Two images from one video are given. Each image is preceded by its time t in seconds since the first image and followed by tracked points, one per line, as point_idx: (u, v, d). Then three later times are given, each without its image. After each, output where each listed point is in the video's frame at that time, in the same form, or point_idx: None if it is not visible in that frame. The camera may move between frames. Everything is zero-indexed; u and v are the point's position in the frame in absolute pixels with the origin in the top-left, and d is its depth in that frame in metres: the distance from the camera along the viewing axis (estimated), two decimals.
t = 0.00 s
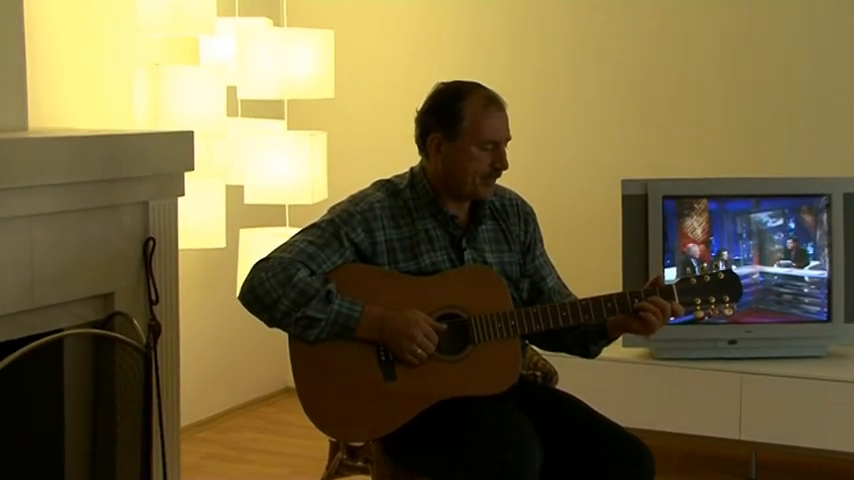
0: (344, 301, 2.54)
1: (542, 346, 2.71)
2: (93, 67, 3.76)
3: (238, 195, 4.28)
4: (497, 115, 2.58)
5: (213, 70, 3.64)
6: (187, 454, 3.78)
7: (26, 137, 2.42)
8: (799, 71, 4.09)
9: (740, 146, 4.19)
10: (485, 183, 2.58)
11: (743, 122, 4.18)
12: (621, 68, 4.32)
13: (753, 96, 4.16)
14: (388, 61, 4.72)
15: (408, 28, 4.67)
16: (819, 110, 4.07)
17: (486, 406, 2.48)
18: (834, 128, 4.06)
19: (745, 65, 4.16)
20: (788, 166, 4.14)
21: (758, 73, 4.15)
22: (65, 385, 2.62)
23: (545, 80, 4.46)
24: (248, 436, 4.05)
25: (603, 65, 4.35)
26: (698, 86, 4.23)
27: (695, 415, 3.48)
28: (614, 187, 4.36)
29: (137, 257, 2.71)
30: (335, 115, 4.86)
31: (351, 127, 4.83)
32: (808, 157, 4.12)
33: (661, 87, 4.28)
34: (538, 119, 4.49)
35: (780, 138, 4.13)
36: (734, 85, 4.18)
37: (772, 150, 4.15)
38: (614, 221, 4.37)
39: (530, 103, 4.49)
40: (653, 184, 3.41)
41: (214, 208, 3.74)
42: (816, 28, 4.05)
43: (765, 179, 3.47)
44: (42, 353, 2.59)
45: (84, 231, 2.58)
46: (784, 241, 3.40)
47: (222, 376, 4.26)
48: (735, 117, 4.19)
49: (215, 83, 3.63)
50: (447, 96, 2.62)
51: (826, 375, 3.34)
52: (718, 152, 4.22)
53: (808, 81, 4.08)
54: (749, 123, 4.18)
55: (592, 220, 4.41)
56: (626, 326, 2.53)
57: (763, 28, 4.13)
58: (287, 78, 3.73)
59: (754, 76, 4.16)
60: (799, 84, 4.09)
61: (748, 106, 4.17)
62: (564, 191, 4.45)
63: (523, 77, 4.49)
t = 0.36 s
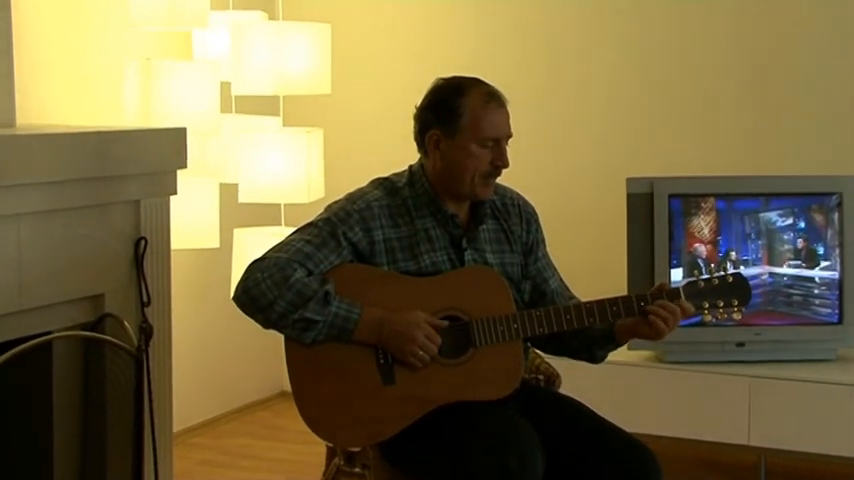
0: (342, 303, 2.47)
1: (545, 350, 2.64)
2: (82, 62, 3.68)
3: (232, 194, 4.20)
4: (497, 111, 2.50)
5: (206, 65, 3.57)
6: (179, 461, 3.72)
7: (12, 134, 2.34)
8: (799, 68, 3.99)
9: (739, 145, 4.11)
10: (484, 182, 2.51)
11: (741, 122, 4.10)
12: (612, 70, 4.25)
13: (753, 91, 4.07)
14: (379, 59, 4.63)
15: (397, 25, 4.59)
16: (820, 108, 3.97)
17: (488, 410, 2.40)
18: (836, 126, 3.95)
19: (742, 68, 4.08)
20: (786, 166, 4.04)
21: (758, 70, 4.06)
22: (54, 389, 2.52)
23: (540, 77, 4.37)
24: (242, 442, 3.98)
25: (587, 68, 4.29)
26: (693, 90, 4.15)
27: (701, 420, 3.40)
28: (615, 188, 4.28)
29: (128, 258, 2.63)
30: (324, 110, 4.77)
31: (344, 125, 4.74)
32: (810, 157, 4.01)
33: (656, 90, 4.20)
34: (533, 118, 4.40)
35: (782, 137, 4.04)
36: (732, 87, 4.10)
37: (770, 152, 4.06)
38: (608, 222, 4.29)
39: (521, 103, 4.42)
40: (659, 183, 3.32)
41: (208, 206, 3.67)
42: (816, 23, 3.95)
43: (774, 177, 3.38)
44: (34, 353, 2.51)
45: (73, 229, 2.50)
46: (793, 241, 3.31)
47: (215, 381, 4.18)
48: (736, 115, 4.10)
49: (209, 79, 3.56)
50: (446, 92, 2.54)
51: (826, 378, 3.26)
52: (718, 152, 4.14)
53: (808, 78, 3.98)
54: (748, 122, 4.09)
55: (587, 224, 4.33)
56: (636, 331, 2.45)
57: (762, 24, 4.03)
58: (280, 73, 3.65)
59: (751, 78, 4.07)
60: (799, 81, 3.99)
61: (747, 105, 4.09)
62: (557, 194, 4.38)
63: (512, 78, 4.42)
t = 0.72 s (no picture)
0: (340, 304, 2.40)
1: (549, 354, 2.56)
2: (68, 54, 3.60)
3: (225, 193, 4.11)
4: (499, 108, 2.42)
5: (201, 60, 3.51)
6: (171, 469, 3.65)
7: None
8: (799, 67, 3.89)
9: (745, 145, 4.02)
10: (484, 183, 2.42)
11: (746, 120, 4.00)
12: (614, 66, 4.13)
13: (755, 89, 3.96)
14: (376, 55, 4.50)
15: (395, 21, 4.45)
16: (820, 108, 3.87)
17: (488, 416, 2.32)
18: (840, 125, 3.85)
19: (743, 61, 3.96)
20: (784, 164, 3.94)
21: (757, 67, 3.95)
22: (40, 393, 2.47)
23: (538, 73, 4.24)
24: (237, 448, 3.90)
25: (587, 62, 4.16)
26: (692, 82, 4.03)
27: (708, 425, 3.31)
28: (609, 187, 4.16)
29: (119, 258, 2.56)
30: (318, 107, 4.63)
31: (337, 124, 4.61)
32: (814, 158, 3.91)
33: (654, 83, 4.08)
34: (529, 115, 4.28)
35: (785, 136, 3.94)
36: (733, 82, 3.98)
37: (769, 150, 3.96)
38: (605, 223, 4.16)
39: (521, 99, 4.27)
40: (665, 181, 3.24)
41: (202, 205, 3.60)
42: (816, 20, 3.85)
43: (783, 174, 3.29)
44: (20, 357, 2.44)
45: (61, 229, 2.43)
46: (803, 242, 3.23)
47: (207, 386, 4.10)
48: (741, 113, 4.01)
49: (205, 74, 3.51)
50: (447, 87, 2.46)
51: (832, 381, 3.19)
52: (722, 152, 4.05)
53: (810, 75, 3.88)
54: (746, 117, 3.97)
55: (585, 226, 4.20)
56: (641, 329, 2.38)
57: (762, 21, 3.93)
58: (278, 68, 3.58)
59: (750, 76, 3.96)
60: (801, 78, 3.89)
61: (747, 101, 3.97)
62: (552, 190, 4.26)
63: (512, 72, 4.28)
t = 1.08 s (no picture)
0: (338, 304, 2.31)
1: (553, 356, 2.48)
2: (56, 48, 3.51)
3: (219, 192, 4.03)
4: (504, 105, 2.34)
5: (194, 55, 3.42)
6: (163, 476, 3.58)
7: None
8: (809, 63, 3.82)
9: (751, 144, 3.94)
10: (487, 181, 2.35)
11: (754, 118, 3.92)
12: (618, 62, 4.05)
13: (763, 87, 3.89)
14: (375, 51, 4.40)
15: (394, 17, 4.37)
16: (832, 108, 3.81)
17: (490, 420, 2.24)
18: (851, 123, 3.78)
19: (752, 57, 3.89)
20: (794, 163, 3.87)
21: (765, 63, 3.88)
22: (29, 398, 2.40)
23: (540, 69, 4.16)
24: (230, 455, 3.83)
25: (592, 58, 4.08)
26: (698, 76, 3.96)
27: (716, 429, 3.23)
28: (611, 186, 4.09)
29: (109, 258, 2.48)
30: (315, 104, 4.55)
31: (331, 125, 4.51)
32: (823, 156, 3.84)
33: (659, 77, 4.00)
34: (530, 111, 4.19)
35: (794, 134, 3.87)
36: (742, 78, 3.91)
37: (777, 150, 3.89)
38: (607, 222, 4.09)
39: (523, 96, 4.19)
40: (672, 179, 3.14)
41: (196, 205, 3.53)
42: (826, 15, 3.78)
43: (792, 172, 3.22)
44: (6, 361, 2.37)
45: (50, 229, 2.35)
46: (813, 243, 3.16)
47: (199, 391, 4.03)
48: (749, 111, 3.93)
49: (197, 70, 3.41)
50: (452, 82, 2.38)
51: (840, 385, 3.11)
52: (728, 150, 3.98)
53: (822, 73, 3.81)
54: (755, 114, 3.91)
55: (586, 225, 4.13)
56: (648, 332, 2.30)
57: (771, 16, 3.85)
58: (274, 65, 3.50)
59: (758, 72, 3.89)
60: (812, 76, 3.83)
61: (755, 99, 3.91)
62: (553, 188, 4.18)
63: (512, 69, 4.20)
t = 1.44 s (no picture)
0: (333, 305, 2.24)
1: (554, 360, 2.40)
2: (51, 43, 3.41)
3: (213, 191, 3.95)
4: (510, 97, 2.27)
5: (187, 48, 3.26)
6: None
7: None
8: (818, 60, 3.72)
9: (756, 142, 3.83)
10: (494, 176, 2.27)
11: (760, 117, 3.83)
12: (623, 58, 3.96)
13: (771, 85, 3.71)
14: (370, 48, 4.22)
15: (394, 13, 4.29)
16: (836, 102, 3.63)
17: (489, 425, 2.16)
18: None
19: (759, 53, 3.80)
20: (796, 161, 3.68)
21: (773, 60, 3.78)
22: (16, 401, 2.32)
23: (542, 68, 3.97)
24: (220, 462, 3.76)
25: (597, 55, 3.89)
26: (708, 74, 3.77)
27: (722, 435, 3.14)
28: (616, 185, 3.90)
29: (99, 259, 2.40)
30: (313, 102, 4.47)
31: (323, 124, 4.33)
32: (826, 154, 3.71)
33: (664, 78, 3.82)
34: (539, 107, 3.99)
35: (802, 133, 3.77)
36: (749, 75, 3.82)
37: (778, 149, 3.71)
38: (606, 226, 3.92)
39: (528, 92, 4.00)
40: (678, 178, 3.07)
41: (187, 205, 3.40)
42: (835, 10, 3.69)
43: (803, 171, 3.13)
44: None
45: (40, 229, 2.27)
46: (824, 243, 3.06)
47: (193, 396, 3.94)
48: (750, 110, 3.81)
49: (191, 63, 3.26)
50: (454, 76, 2.32)
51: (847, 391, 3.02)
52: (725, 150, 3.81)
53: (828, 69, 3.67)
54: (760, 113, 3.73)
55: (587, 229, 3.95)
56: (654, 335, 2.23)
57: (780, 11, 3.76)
58: (268, 59, 3.37)
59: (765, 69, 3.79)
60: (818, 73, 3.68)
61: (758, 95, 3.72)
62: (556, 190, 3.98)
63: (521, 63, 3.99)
